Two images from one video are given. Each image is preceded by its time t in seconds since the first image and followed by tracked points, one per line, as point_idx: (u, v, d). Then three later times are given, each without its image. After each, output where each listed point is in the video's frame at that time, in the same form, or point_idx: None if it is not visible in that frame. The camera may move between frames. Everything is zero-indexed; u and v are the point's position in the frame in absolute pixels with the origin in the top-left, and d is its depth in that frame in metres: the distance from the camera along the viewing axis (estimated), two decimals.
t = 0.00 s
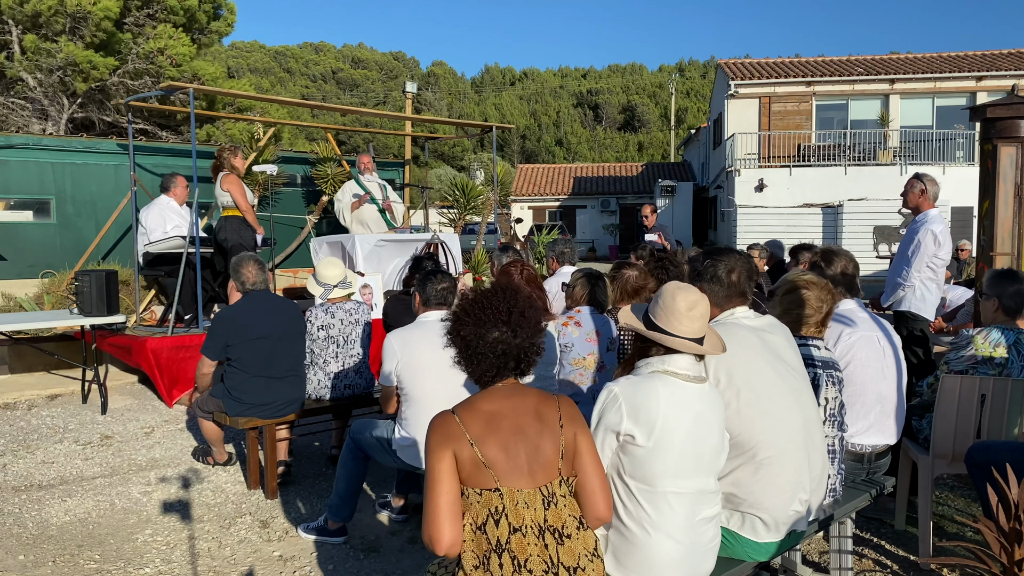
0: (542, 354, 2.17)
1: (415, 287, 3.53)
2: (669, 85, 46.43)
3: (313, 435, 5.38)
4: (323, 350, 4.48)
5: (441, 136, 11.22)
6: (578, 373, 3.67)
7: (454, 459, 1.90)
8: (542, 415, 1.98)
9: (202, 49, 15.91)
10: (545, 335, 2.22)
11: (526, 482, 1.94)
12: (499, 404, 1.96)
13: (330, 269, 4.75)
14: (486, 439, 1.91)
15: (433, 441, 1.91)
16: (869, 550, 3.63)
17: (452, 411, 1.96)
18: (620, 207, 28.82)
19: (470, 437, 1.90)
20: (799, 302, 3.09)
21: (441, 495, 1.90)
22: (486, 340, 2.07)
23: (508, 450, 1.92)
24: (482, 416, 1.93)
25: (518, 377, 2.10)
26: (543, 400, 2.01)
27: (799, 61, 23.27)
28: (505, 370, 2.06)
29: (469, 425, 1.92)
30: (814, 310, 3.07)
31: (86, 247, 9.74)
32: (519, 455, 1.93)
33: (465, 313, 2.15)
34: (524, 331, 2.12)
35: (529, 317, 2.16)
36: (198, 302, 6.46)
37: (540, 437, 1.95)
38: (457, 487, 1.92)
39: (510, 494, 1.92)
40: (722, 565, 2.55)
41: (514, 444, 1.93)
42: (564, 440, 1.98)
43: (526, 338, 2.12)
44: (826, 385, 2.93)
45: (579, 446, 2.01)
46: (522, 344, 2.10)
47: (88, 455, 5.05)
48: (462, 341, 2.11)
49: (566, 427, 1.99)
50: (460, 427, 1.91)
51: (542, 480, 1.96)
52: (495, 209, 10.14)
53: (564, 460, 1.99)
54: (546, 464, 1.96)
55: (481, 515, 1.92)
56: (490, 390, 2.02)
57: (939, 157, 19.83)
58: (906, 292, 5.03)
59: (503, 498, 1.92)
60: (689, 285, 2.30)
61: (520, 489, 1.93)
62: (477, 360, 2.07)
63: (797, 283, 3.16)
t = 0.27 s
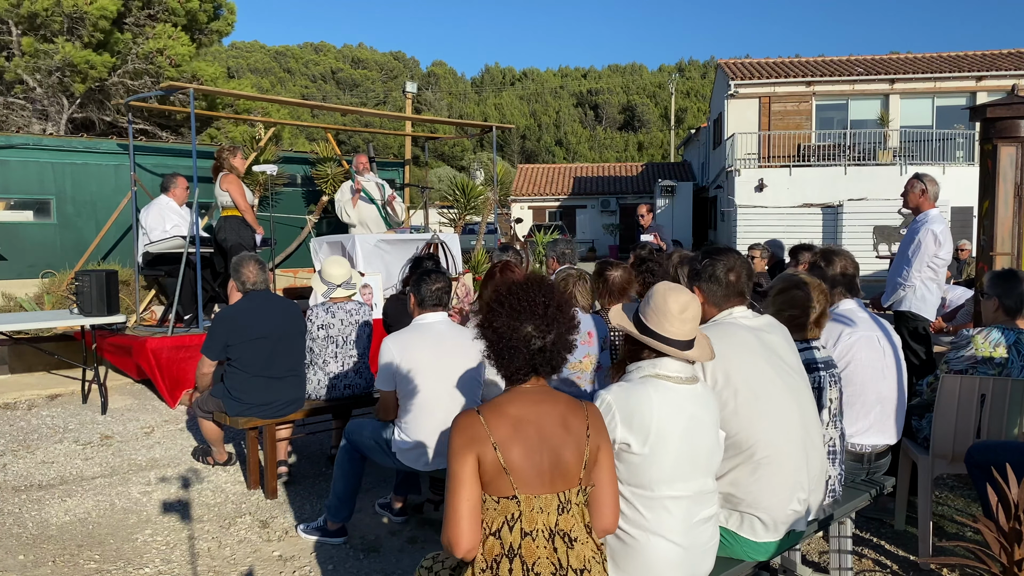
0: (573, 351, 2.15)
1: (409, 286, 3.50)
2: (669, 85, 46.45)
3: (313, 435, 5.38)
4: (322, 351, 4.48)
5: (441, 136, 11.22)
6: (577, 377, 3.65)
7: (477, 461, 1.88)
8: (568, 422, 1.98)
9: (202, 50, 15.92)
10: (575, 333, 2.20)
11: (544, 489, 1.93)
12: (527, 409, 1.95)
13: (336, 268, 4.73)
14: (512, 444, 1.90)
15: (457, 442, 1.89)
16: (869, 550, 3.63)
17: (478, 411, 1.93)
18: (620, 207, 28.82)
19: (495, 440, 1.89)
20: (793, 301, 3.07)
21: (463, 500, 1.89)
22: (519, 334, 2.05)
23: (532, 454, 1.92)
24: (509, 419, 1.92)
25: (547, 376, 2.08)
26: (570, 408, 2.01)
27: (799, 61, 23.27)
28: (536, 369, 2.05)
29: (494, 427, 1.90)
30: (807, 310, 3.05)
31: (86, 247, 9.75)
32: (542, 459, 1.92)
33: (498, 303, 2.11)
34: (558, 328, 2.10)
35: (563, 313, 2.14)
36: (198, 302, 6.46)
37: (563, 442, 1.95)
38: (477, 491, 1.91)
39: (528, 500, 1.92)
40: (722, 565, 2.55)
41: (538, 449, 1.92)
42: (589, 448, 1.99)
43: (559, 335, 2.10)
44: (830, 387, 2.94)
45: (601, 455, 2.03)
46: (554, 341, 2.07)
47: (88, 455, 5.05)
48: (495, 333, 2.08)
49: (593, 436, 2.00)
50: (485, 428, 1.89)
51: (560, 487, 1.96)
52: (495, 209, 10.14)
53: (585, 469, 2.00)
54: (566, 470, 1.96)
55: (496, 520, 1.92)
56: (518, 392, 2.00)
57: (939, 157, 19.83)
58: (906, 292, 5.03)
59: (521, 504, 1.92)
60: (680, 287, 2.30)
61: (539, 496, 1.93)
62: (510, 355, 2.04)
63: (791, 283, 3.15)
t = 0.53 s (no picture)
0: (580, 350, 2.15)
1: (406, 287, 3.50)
2: (669, 85, 46.46)
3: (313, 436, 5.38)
4: (322, 350, 4.48)
5: (440, 136, 11.22)
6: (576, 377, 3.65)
7: (488, 463, 1.87)
8: (576, 424, 1.97)
9: (202, 50, 15.92)
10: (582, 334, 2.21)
11: (552, 491, 1.93)
12: (537, 411, 1.94)
13: (340, 268, 4.70)
14: (523, 446, 1.89)
15: (468, 443, 1.87)
16: (869, 550, 3.63)
17: (488, 412, 1.91)
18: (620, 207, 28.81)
19: (507, 442, 1.87)
20: (782, 304, 3.07)
21: (473, 504, 1.87)
22: (530, 336, 2.05)
23: (542, 456, 1.91)
24: (519, 421, 1.91)
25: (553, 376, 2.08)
26: (578, 410, 2.00)
27: (799, 61, 23.27)
28: (546, 369, 2.05)
29: (505, 429, 1.88)
30: (798, 310, 3.05)
31: (86, 247, 9.75)
32: (551, 462, 1.92)
33: (509, 304, 2.10)
34: (568, 329, 2.10)
35: (574, 315, 2.14)
36: (198, 302, 6.46)
37: (572, 444, 1.95)
38: (487, 494, 1.89)
39: (536, 502, 1.92)
40: (721, 565, 2.55)
41: (548, 452, 1.92)
42: (595, 449, 2.00)
43: (568, 336, 2.10)
44: (826, 387, 2.93)
45: (605, 456, 2.03)
46: (563, 342, 2.08)
47: (88, 455, 5.05)
48: (505, 334, 2.08)
49: (599, 438, 2.01)
50: (497, 430, 1.88)
51: (567, 489, 1.96)
52: (495, 209, 10.14)
53: (592, 470, 2.00)
54: (574, 472, 1.96)
55: (505, 524, 1.92)
56: (526, 393, 2.00)
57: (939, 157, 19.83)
58: (906, 292, 5.03)
59: (529, 506, 1.92)
60: (646, 288, 2.28)
61: (547, 498, 1.92)
62: (520, 356, 2.03)
63: (781, 282, 3.15)
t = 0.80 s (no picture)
0: (566, 354, 2.14)
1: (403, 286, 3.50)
2: (669, 85, 46.46)
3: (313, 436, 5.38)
4: (323, 350, 4.48)
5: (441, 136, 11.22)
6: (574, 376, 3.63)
7: (465, 462, 1.89)
8: (555, 421, 1.98)
9: (202, 49, 15.92)
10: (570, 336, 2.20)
11: (532, 487, 1.94)
12: (515, 409, 1.95)
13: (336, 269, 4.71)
14: (499, 444, 1.91)
15: (446, 442, 1.89)
16: (869, 550, 3.63)
17: (466, 410, 1.94)
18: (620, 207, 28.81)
19: (482, 439, 1.89)
20: (779, 307, 3.08)
21: (449, 502, 1.90)
22: (514, 338, 2.04)
23: (520, 454, 1.92)
24: (497, 420, 1.92)
25: (538, 377, 2.08)
26: (558, 406, 2.01)
27: (799, 61, 23.28)
28: (527, 372, 2.05)
29: (482, 428, 1.90)
30: (797, 312, 3.05)
31: (87, 247, 9.75)
32: (530, 459, 1.93)
33: (493, 305, 2.09)
34: (553, 331, 2.09)
35: (560, 317, 2.12)
36: (198, 302, 6.46)
37: (551, 442, 1.96)
38: (464, 490, 1.92)
39: (516, 499, 1.93)
40: (721, 565, 2.55)
41: (527, 449, 1.93)
42: (575, 446, 2.00)
43: (554, 339, 2.09)
44: (825, 386, 2.94)
45: (587, 452, 2.04)
46: (547, 345, 2.07)
47: (88, 455, 5.05)
48: (490, 334, 2.07)
49: (579, 434, 2.01)
50: (473, 429, 1.90)
51: (548, 485, 1.97)
52: (495, 209, 10.14)
53: (573, 465, 2.01)
54: (554, 469, 1.97)
55: (485, 519, 1.93)
56: (507, 391, 2.00)
57: (939, 157, 19.83)
58: (907, 292, 5.03)
59: (508, 503, 1.93)
60: (626, 295, 2.26)
61: (525, 494, 1.93)
62: (503, 357, 2.03)
63: (776, 285, 3.15)
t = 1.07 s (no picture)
0: (559, 356, 2.13)
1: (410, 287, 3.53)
2: (669, 85, 46.46)
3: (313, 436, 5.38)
4: (323, 350, 4.48)
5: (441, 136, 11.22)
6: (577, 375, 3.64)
7: (452, 458, 1.93)
8: (545, 421, 1.98)
9: (202, 50, 15.92)
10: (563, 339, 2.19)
11: (517, 486, 1.95)
12: (504, 407, 1.96)
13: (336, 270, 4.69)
14: (486, 441, 1.92)
15: (436, 438, 1.94)
16: (869, 550, 3.63)
17: (456, 407, 1.97)
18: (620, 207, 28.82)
19: (468, 435, 1.92)
20: (785, 306, 3.07)
21: (441, 495, 1.94)
22: (502, 341, 2.05)
23: (507, 451, 1.93)
24: (485, 418, 1.94)
25: (530, 379, 2.08)
26: (549, 406, 2.00)
27: (799, 62, 23.28)
28: (519, 371, 2.05)
29: (470, 425, 1.93)
30: (801, 312, 3.05)
31: (87, 247, 9.75)
32: (517, 458, 1.94)
33: (485, 308, 2.11)
34: (543, 335, 2.09)
35: (551, 321, 2.12)
36: (198, 302, 6.46)
37: (539, 442, 1.96)
38: (455, 486, 1.96)
39: (498, 497, 1.94)
40: (722, 564, 2.55)
41: (514, 448, 1.94)
42: (564, 445, 1.98)
43: (544, 343, 2.09)
44: (825, 387, 2.93)
45: (578, 453, 2.01)
46: (538, 346, 2.06)
47: (88, 455, 5.05)
48: (479, 337, 2.08)
49: (569, 434, 1.99)
50: (461, 425, 1.93)
51: (533, 484, 1.97)
52: (496, 209, 10.14)
53: (560, 466, 1.99)
54: (541, 469, 1.97)
55: (469, 516, 1.95)
56: (499, 390, 2.01)
57: (939, 157, 19.84)
58: (907, 292, 5.03)
59: (491, 500, 1.95)
60: (638, 291, 2.27)
61: (508, 492, 1.95)
62: (492, 359, 2.05)
63: (781, 285, 3.13)
